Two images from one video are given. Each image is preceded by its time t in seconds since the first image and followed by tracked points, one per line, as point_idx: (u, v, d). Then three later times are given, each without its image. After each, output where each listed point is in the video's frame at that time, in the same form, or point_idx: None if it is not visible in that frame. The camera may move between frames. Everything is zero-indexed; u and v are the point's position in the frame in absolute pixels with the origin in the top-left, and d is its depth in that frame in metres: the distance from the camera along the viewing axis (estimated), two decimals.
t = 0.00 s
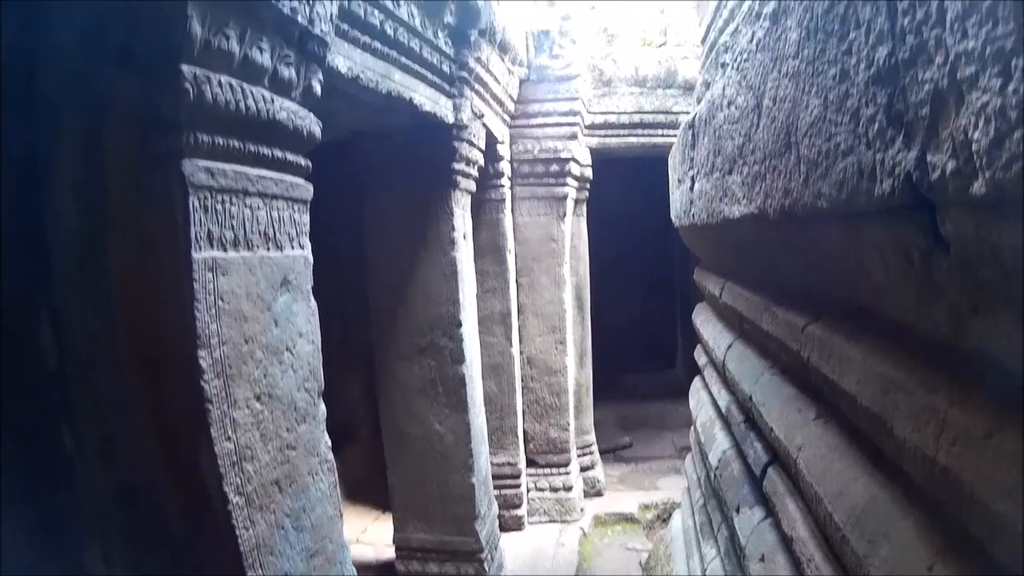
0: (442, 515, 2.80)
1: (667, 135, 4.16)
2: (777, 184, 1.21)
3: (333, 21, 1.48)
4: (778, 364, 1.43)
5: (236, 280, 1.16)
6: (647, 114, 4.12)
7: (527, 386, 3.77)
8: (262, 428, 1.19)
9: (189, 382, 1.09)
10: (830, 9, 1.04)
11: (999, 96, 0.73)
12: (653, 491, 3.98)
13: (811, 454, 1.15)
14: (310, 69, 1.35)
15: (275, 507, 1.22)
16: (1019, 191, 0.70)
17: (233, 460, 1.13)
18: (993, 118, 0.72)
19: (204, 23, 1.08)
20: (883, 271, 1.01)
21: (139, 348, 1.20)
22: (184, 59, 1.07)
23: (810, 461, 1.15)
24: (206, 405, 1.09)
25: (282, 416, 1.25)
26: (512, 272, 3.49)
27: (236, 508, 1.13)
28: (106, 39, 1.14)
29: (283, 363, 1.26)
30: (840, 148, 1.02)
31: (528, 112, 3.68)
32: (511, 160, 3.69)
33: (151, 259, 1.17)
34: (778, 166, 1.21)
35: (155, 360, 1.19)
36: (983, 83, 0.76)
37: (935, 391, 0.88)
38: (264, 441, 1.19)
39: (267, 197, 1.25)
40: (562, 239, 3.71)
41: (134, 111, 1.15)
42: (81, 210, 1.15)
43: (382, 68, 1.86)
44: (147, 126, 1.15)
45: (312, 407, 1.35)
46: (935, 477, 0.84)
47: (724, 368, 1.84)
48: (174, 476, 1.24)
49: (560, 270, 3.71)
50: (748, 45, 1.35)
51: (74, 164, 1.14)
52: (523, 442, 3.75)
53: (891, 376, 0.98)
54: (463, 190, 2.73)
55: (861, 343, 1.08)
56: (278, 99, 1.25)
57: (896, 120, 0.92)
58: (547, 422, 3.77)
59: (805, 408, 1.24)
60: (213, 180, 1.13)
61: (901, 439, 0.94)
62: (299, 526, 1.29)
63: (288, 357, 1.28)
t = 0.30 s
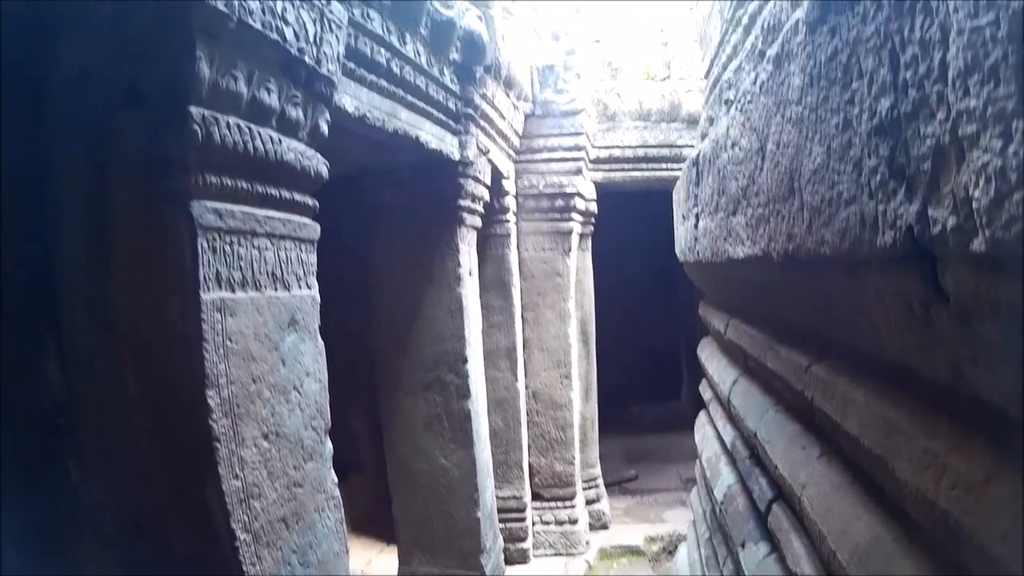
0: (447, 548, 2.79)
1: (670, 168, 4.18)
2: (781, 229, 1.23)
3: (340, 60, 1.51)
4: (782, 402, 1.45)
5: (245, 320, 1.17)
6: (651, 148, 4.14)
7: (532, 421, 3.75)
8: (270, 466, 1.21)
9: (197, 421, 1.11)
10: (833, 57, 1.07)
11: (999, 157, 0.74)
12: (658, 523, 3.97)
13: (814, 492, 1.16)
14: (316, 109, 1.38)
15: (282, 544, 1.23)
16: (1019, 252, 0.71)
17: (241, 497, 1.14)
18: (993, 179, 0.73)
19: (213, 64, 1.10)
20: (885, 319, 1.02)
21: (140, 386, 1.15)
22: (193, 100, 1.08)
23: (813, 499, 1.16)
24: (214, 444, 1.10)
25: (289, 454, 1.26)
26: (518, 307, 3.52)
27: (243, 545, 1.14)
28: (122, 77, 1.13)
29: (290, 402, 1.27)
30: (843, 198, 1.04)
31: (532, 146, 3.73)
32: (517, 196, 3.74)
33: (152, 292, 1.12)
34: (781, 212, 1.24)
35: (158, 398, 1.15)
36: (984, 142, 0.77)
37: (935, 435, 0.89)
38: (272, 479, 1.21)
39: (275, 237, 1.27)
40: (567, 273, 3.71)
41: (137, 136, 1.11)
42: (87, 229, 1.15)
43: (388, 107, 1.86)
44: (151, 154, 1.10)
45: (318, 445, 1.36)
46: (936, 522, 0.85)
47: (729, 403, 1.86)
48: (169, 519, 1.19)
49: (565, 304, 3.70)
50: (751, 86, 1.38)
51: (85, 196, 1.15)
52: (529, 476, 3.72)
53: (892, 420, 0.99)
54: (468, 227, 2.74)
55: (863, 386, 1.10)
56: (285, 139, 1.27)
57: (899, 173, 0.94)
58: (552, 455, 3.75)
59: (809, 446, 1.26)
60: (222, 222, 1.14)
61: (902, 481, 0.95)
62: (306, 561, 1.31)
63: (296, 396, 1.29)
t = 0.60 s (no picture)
0: None
1: (677, 195, 4.20)
2: (789, 262, 1.25)
3: (349, 90, 1.51)
4: (790, 430, 1.47)
5: (254, 352, 1.18)
6: (658, 174, 4.17)
7: (540, 447, 3.76)
8: (279, 495, 1.22)
9: (207, 452, 1.11)
10: (840, 93, 1.09)
11: (1005, 202, 0.75)
12: (667, 548, 3.97)
13: (821, 520, 1.17)
14: (325, 140, 1.38)
15: (291, 572, 1.24)
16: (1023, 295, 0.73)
17: (251, 526, 1.15)
18: (998, 224, 0.75)
19: (222, 95, 1.11)
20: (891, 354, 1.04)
21: (150, 412, 1.14)
22: (203, 131, 1.09)
23: (822, 528, 1.17)
24: (224, 474, 1.11)
25: (298, 484, 1.27)
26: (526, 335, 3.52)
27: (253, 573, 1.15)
28: (125, 107, 1.15)
29: (300, 432, 1.28)
30: (850, 234, 1.05)
31: (539, 173, 3.79)
32: (524, 223, 3.79)
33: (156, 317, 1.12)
34: (788, 245, 1.26)
35: (168, 427, 1.14)
36: (989, 186, 0.79)
37: (941, 468, 0.90)
38: (281, 508, 1.22)
39: (284, 268, 1.27)
40: (575, 300, 3.76)
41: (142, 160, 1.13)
42: (95, 247, 1.16)
43: (398, 138, 1.86)
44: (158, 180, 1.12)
45: (327, 474, 1.37)
46: (941, 552, 0.86)
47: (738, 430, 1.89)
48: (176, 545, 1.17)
49: (572, 331, 3.75)
50: (759, 116, 1.40)
51: (91, 220, 1.15)
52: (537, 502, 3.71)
53: (899, 451, 1.00)
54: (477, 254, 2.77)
55: (870, 417, 1.11)
56: (295, 171, 1.28)
57: (905, 211, 0.96)
58: (561, 481, 3.75)
59: (817, 475, 1.27)
60: (232, 254, 1.14)
61: (908, 511, 0.96)
62: None
63: (305, 427, 1.30)
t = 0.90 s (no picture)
0: None
1: (683, 220, 4.22)
2: (795, 295, 1.26)
3: (357, 118, 1.51)
4: (795, 458, 1.48)
5: (261, 381, 1.18)
6: (663, 201, 4.20)
7: (545, 473, 3.74)
8: (284, 523, 1.21)
9: (212, 480, 1.11)
10: (846, 129, 1.09)
11: (1009, 246, 0.76)
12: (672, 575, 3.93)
13: (827, 550, 1.18)
14: (332, 168, 1.39)
15: None
16: None
17: (255, 554, 1.14)
18: (1002, 268, 0.75)
19: (230, 126, 1.12)
20: (895, 389, 1.05)
21: (153, 435, 1.15)
22: (211, 162, 1.10)
23: (826, 557, 1.17)
24: (230, 502, 1.11)
25: (304, 512, 1.27)
26: (531, 361, 3.53)
27: None
28: (136, 135, 1.17)
29: (305, 460, 1.28)
30: (855, 271, 1.06)
31: (545, 200, 3.81)
32: (529, 250, 3.80)
33: (164, 345, 1.13)
34: (795, 278, 1.27)
35: (177, 458, 1.13)
36: (995, 231, 0.79)
37: (943, 500, 0.92)
38: (286, 535, 1.22)
39: (291, 297, 1.28)
40: (579, 326, 3.76)
41: (154, 187, 1.13)
42: (111, 271, 1.17)
43: (404, 165, 1.87)
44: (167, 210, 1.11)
45: (332, 502, 1.37)
46: None
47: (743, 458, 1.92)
48: (178, 565, 1.18)
49: (577, 357, 3.74)
50: (766, 147, 1.41)
51: (100, 244, 1.18)
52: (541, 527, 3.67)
53: (902, 483, 1.02)
54: (482, 280, 2.78)
55: (873, 448, 1.13)
56: (302, 201, 1.28)
57: (911, 250, 0.96)
58: (565, 507, 3.73)
59: (821, 502, 1.28)
60: (239, 283, 1.15)
61: (913, 543, 0.98)
62: None
63: (310, 455, 1.30)
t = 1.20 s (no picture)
0: None
1: (685, 249, 4.23)
2: (795, 332, 1.28)
3: (359, 151, 1.53)
4: (796, 488, 1.50)
5: (264, 414, 1.19)
6: (664, 228, 4.24)
7: (546, 501, 3.71)
8: (286, 554, 1.22)
9: (215, 511, 1.11)
10: (846, 167, 1.11)
11: (1005, 294, 0.77)
12: None
13: None
14: (335, 201, 1.40)
15: None
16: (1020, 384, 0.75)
17: None
18: (998, 315, 0.77)
19: (235, 160, 1.13)
20: (894, 426, 1.06)
21: (156, 462, 1.15)
22: (216, 197, 1.10)
23: None
24: (233, 532, 1.11)
25: (306, 543, 1.27)
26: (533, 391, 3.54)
27: None
28: (140, 164, 1.17)
29: (307, 492, 1.29)
30: (854, 310, 1.08)
31: (547, 229, 3.84)
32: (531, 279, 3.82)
33: (169, 371, 1.13)
34: (795, 315, 1.28)
35: (181, 485, 1.14)
36: (991, 278, 0.80)
37: (941, 536, 0.93)
38: (288, 566, 1.22)
39: (294, 330, 1.28)
40: (581, 355, 3.79)
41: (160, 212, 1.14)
42: (117, 296, 1.18)
43: (407, 199, 1.89)
44: (174, 235, 1.12)
45: (333, 532, 1.37)
46: None
47: (744, 487, 1.94)
48: None
49: (579, 387, 3.77)
50: (769, 180, 1.43)
51: (105, 272, 1.18)
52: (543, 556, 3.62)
53: (901, 518, 1.03)
54: (485, 311, 2.82)
55: (872, 482, 1.14)
56: (305, 235, 1.29)
57: (909, 292, 0.98)
58: (566, 535, 3.68)
59: (822, 534, 1.30)
60: (242, 317, 1.15)
61: None
62: None
63: (312, 486, 1.30)
